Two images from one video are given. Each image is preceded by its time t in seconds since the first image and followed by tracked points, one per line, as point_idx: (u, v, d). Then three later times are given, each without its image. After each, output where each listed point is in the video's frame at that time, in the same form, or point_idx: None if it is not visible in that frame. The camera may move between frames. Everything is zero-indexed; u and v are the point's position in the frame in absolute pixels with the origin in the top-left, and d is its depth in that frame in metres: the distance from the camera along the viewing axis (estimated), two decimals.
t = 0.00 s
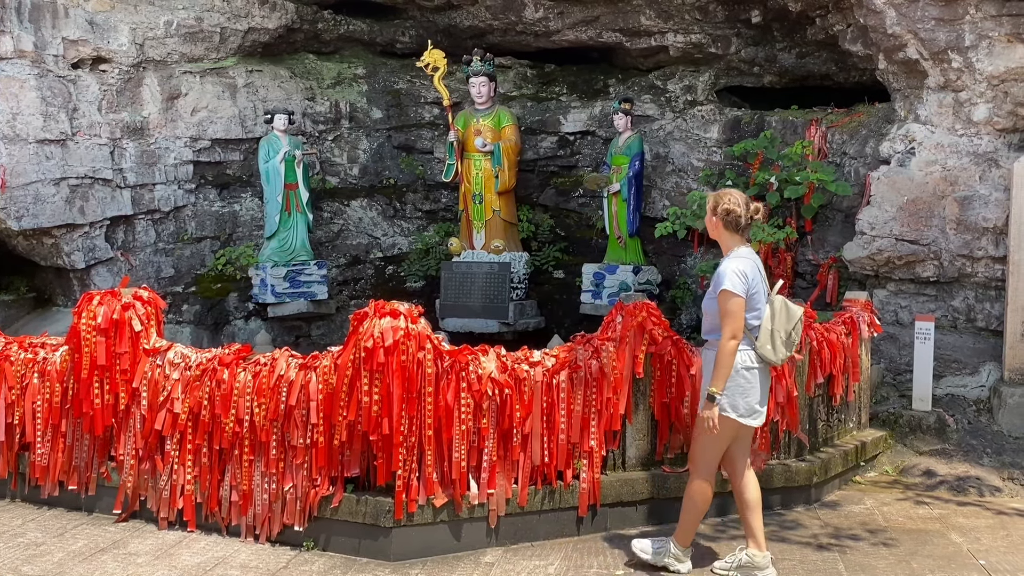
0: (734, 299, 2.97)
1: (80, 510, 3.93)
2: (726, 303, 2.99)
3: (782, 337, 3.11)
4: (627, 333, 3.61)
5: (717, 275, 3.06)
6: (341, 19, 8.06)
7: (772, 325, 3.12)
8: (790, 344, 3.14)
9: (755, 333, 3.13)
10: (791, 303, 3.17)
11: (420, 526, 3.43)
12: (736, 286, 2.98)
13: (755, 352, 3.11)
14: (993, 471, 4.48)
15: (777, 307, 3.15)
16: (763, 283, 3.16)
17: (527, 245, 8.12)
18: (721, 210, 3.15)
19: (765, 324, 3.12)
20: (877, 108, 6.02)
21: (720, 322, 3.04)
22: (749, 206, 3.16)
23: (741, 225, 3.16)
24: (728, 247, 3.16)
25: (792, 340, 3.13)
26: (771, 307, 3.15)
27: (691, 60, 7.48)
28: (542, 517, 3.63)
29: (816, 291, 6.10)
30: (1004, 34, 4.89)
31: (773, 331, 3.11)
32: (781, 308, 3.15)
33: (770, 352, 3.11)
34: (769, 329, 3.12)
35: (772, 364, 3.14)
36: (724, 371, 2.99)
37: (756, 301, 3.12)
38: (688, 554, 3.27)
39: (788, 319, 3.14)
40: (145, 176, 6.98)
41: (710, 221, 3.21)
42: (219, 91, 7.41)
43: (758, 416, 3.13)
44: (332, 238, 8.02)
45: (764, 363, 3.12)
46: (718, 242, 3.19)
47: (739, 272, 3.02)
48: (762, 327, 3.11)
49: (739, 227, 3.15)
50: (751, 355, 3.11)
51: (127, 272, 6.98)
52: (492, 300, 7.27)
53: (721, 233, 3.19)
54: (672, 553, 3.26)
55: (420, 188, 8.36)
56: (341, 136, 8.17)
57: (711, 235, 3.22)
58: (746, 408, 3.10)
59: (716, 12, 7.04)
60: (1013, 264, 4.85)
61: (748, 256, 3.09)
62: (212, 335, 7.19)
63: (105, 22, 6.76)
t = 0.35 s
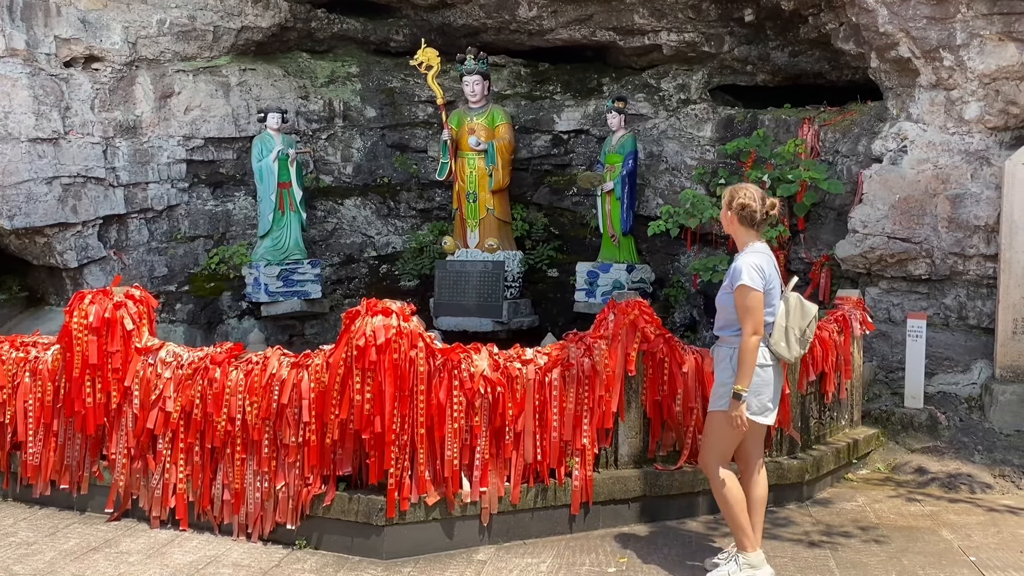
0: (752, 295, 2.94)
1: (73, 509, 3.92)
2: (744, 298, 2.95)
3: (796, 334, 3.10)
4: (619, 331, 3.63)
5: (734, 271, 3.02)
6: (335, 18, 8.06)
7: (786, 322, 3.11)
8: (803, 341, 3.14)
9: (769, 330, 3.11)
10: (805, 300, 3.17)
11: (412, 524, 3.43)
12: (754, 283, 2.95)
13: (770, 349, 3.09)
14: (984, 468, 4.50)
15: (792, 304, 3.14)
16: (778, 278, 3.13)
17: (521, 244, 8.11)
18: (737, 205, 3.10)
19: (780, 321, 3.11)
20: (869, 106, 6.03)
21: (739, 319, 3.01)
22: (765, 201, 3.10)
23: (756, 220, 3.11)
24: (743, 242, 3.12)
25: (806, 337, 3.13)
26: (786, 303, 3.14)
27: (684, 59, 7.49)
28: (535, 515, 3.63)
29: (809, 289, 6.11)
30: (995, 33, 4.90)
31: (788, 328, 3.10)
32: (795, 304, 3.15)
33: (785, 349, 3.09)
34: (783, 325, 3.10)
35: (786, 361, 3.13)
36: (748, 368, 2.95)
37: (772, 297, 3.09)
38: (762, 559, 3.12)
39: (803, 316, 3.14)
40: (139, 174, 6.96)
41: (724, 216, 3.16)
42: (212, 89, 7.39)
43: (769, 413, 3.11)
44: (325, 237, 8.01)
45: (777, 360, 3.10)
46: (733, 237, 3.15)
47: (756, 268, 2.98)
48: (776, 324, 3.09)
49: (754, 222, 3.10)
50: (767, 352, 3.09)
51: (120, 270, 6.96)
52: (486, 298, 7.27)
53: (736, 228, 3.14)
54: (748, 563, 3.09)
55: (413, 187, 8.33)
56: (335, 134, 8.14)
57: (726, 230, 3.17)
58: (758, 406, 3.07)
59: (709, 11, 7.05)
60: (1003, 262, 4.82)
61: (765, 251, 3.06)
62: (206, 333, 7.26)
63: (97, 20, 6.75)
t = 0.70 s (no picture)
0: (761, 295, 2.89)
1: (63, 508, 3.92)
2: (750, 297, 2.91)
3: (808, 336, 3.03)
4: (609, 329, 3.65)
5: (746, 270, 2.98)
6: (327, 15, 8.05)
7: (798, 324, 3.04)
8: (816, 344, 3.07)
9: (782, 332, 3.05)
10: (819, 303, 3.10)
11: (402, 522, 3.44)
12: (766, 282, 2.90)
13: (783, 352, 3.03)
14: (973, 465, 4.53)
15: (805, 306, 3.07)
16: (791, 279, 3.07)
17: (513, 242, 8.09)
18: (752, 202, 3.05)
19: (792, 322, 3.05)
20: (859, 104, 6.03)
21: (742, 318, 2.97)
22: (781, 198, 3.06)
23: (773, 218, 3.06)
24: (758, 240, 3.07)
25: (819, 339, 3.06)
26: (799, 305, 3.08)
27: (676, 57, 7.51)
28: (526, 512, 3.64)
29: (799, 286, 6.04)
30: (984, 31, 4.92)
31: (800, 330, 3.04)
32: (809, 307, 3.08)
33: (796, 352, 3.02)
34: (795, 327, 3.04)
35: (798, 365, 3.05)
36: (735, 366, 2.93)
37: (784, 298, 3.04)
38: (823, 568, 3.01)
39: (816, 319, 3.07)
40: (130, 173, 6.95)
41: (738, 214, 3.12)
42: (203, 87, 7.38)
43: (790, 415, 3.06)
44: (317, 235, 8.02)
45: (791, 362, 3.05)
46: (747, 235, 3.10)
47: (770, 268, 2.93)
48: (789, 326, 3.03)
49: (770, 219, 3.05)
50: (779, 355, 3.03)
51: (111, 269, 6.94)
52: (479, 296, 7.29)
53: (751, 225, 3.09)
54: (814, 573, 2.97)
55: (406, 185, 8.33)
56: (327, 132, 8.13)
57: (741, 228, 3.13)
58: (782, 408, 3.01)
59: (700, 9, 7.06)
60: (992, 259, 4.84)
61: (779, 250, 3.00)
62: (197, 332, 7.27)
63: (87, 18, 6.73)
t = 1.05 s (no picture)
0: (781, 295, 2.86)
1: (51, 505, 3.91)
2: (771, 296, 2.87)
3: (830, 332, 3.07)
4: (597, 325, 3.66)
5: (769, 268, 2.93)
6: (317, 12, 8.05)
7: (821, 320, 3.07)
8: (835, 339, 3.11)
9: (805, 330, 3.03)
10: (839, 298, 3.15)
11: (390, 518, 3.44)
12: (790, 282, 2.86)
13: (807, 348, 3.04)
14: (959, 460, 4.56)
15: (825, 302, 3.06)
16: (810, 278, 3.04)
17: (504, 239, 8.12)
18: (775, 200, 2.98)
19: (816, 319, 3.07)
20: (848, 102, 6.04)
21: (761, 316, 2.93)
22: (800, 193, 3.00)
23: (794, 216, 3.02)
24: (778, 236, 3.01)
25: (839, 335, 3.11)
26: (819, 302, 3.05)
27: (666, 55, 7.53)
28: (515, 508, 3.65)
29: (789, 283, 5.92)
30: (971, 29, 4.95)
31: (823, 326, 3.07)
32: (831, 303, 3.11)
33: (820, 348, 3.05)
34: (819, 323, 3.06)
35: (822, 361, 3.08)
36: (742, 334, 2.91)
37: (807, 297, 3.00)
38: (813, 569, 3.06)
39: (836, 315, 3.11)
40: (119, 170, 6.93)
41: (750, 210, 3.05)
42: (193, 84, 7.37)
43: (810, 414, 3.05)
44: (308, 232, 8.06)
45: (814, 359, 3.06)
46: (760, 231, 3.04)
47: (794, 268, 2.89)
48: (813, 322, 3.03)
49: (791, 216, 3.01)
50: (803, 352, 3.03)
51: (100, 266, 6.90)
52: (470, 294, 7.30)
53: (770, 223, 3.02)
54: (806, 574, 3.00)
55: (397, 182, 8.30)
56: (317, 129, 8.12)
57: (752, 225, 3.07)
58: (807, 407, 2.98)
59: (690, 6, 7.09)
60: (979, 255, 4.86)
61: (801, 249, 2.96)
62: (187, 329, 7.22)
63: (76, 14, 6.70)
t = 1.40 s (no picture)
0: (807, 290, 2.84)
1: (39, 502, 3.91)
2: (797, 290, 2.84)
3: (837, 330, 3.06)
4: (586, 322, 3.67)
5: (793, 263, 2.92)
6: (308, 9, 8.05)
7: (830, 317, 3.05)
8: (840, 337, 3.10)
9: (815, 328, 3.03)
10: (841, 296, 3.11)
11: (378, 515, 3.45)
12: (815, 278, 2.85)
13: (816, 347, 3.03)
14: (946, 456, 4.58)
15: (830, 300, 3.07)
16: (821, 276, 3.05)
17: (496, 236, 8.09)
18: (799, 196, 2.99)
19: (824, 316, 3.04)
20: (837, 99, 6.05)
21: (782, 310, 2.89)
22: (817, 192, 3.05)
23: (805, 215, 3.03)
24: (792, 233, 3.00)
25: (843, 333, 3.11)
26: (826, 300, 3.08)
27: (657, 52, 7.55)
28: (503, 504, 3.66)
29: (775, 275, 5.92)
30: (958, 27, 4.98)
31: (831, 324, 3.05)
32: (835, 300, 3.08)
33: (829, 347, 3.04)
34: (827, 321, 3.05)
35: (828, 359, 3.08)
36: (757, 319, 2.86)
37: (823, 294, 3.00)
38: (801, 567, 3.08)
39: (841, 313, 3.08)
40: (109, 167, 6.90)
41: (769, 207, 3.02)
42: (183, 81, 7.36)
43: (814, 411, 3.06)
44: (299, 230, 8.04)
45: (821, 357, 3.06)
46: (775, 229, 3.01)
47: (819, 263, 2.88)
48: (824, 320, 3.03)
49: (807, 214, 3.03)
50: (814, 351, 3.03)
51: (90, 263, 6.87)
52: (462, 291, 7.30)
53: (789, 222, 3.00)
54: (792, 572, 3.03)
55: (388, 179, 8.29)
56: (308, 126, 8.12)
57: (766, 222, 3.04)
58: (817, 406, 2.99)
59: (680, 4, 7.12)
60: (966, 253, 4.89)
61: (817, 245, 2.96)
62: (178, 326, 7.26)
63: (65, 10, 6.66)
